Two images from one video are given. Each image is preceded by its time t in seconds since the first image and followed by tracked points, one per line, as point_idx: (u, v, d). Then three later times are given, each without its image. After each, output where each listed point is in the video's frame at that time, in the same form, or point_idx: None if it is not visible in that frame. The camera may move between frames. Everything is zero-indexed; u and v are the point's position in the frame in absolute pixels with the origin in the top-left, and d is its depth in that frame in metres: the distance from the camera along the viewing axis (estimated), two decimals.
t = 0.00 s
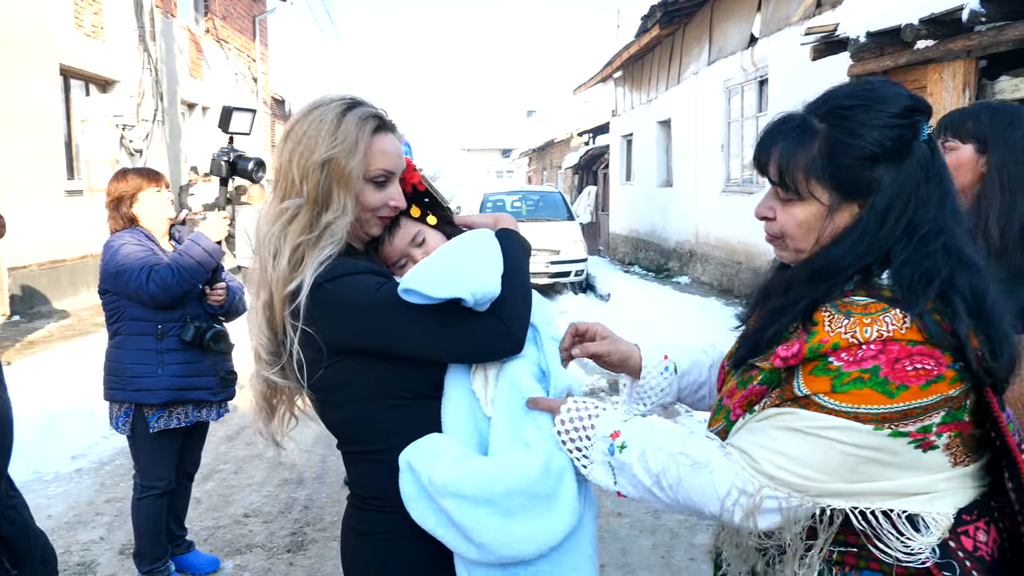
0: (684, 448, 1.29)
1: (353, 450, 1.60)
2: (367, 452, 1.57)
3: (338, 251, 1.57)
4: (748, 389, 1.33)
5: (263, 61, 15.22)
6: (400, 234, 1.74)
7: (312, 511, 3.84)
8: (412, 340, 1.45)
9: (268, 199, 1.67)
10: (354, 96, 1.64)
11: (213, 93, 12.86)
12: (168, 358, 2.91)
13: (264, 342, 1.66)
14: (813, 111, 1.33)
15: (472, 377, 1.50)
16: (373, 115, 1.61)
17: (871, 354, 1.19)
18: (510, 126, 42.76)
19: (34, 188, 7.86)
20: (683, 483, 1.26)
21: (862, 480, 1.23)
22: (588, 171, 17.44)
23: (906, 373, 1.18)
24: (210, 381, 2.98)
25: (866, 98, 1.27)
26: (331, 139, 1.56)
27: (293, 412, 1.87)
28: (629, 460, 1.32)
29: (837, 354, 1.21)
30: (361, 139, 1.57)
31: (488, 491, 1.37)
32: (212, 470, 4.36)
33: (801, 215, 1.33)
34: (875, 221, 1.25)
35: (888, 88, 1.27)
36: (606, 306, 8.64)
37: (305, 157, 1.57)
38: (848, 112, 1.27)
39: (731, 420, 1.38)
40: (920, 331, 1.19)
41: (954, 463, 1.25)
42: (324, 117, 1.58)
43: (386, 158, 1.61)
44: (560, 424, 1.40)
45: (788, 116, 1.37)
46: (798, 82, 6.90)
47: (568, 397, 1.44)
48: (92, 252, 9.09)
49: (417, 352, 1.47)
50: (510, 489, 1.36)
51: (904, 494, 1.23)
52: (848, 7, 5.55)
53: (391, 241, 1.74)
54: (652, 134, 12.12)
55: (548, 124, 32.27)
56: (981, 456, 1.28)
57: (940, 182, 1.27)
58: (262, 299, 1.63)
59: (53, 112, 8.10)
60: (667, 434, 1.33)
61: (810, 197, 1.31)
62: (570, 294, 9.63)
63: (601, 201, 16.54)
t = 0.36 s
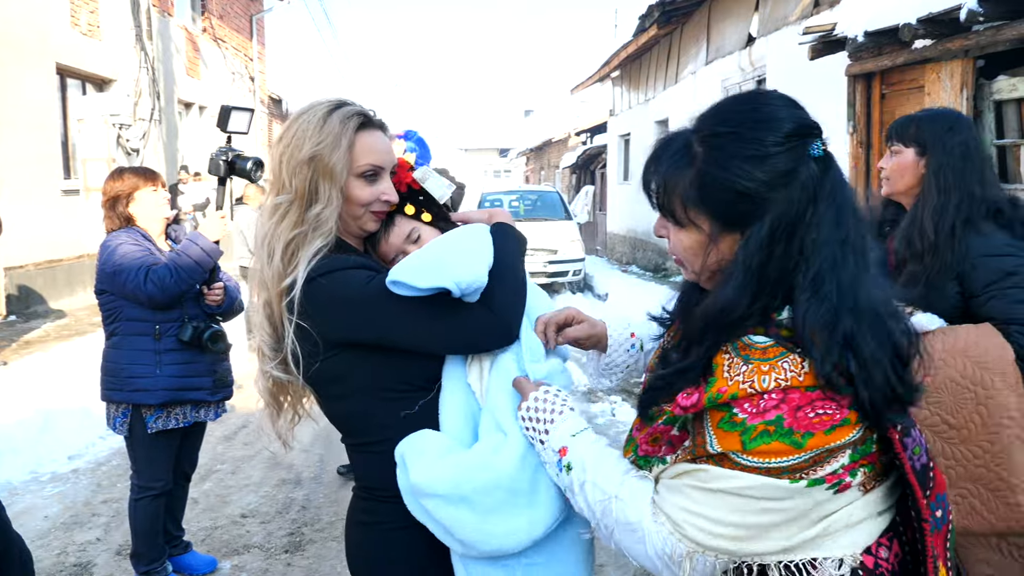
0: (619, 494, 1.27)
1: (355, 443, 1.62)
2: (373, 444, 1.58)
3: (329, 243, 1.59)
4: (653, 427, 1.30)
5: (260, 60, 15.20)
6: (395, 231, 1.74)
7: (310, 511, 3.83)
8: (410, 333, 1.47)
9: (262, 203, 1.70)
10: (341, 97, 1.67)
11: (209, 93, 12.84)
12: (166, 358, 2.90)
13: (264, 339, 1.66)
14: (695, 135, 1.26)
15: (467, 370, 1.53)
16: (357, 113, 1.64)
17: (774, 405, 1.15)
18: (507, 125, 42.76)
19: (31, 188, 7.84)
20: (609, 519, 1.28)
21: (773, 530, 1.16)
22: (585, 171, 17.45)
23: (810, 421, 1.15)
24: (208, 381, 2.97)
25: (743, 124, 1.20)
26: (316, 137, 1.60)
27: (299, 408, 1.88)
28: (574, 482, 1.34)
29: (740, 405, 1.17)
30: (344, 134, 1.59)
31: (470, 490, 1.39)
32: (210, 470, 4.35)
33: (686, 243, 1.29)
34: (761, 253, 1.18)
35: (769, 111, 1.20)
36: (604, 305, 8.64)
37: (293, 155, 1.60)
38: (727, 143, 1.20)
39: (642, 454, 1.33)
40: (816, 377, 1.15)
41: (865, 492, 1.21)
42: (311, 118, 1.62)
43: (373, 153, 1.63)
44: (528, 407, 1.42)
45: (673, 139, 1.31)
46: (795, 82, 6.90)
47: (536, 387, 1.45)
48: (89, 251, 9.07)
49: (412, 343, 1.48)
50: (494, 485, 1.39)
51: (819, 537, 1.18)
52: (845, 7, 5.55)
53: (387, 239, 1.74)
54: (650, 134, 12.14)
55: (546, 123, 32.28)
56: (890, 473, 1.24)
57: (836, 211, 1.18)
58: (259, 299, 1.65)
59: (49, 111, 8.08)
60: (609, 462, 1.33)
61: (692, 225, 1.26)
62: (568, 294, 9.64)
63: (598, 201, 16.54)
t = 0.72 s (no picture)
0: (558, 425, 1.29)
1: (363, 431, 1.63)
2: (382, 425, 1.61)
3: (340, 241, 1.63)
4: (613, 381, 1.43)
5: (258, 61, 15.16)
6: (408, 224, 1.73)
7: (309, 511, 3.82)
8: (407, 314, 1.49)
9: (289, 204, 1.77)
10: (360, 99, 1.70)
11: (208, 93, 12.82)
12: (166, 359, 2.89)
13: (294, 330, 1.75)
14: (654, 135, 1.38)
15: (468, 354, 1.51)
16: (371, 115, 1.67)
17: (720, 357, 1.25)
18: (505, 126, 42.73)
19: (29, 188, 7.83)
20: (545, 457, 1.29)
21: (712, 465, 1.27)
22: (584, 171, 17.42)
23: (751, 375, 1.24)
24: (208, 381, 2.97)
25: (695, 122, 1.32)
26: (329, 140, 1.64)
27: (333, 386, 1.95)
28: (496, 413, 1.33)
29: (690, 356, 1.26)
30: (353, 138, 1.63)
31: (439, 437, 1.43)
32: (209, 470, 4.34)
33: (654, 237, 1.40)
34: (718, 234, 1.31)
35: (717, 110, 1.32)
36: (603, 305, 8.64)
37: (308, 157, 1.66)
38: (680, 138, 1.32)
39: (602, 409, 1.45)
40: (762, 338, 1.25)
41: (803, 455, 1.30)
42: (326, 120, 1.67)
43: (383, 151, 1.65)
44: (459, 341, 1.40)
45: (635, 142, 1.42)
46: (794, 82, 6.90)
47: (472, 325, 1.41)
48: (87, 252, 9.05)
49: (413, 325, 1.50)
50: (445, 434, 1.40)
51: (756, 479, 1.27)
52: (844, 7, 5.54)
53: (401, 232, 1.75)
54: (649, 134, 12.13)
55: (545, 123, 32.24)
56: (832, 446, 1.33)
57: (778, 194, 1.31)
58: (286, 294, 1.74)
59: (48, 111, 8.06)
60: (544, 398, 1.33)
61: (658, 216, 1.38)
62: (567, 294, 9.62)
63: (597, 202, 16.52)
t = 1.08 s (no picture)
0: (538, 448, 1.32)
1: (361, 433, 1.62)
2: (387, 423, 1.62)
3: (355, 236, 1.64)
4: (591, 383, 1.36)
5: (258, 61, 15.17)
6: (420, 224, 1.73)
7: (309, 511, 3.82)
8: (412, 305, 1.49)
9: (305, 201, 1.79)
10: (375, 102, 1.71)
11: (208, 93, 12.83)
12: (167, 359, 2.90)
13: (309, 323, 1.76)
14: (626, 146, 1.38)
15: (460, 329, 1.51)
16: (386, 116, 1.68)
17: (684, 375, 1.24)
18: (505, 125, 42.76)
19: (30, 188, 7.84)
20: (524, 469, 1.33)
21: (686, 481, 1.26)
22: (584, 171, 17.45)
23: (715, 391, 1.22)
24: (209, 381, 2.98)
25: (667, 137, 1.31)
26: (345, 138, 1.65)
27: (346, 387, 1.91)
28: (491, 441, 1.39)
29: (655, 374, 1.25)
30: (368, 137, 1.64)
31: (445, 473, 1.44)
32: (209, 470, 4.35)
33: (626, 242, 1.41)
34: (686, 247, 1.32)
35: (688, 124, 1.32)
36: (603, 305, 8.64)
37: (324, 154, 1.68)
38: (649, 154, 1.32)
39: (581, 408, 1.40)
40: (723, 351, 1.24)
41: (774, 454, 1.26)
42: (342, 119, 1.68)
43: (398, 150, 1.66)
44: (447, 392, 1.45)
45: (609, 149, 1.41)
46: (793, 82, 6.91)
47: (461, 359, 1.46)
48: (88, 252, 9.06)
49: (416, 312, 1.50)
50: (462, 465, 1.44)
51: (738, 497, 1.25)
52: (844, 7, 5.54)
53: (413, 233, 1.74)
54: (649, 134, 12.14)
55: (545, 123, 32.27)
56: (803, 442, 1.29)
57: (749, 210, 1.32)
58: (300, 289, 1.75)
59: (48, 112, 8.07)
60: (527, 423, 1.36)
61: (631, 226, 1.38)
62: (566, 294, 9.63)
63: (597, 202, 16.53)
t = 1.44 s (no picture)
0: (504, 414, 1.38)
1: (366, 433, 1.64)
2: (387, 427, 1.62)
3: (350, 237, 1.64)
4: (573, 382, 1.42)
5: (258, 61, 15.17)
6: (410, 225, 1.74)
7: (311, 511, 3.83)
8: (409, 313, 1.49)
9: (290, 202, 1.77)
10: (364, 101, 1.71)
11: (209, 93, 12.83)
12: (172, 360, 2.91)
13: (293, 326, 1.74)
14: (610, 156, 1.40)
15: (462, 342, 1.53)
16: (378, 115, 1.68)
17: (643, 367, 1.28)
18: (505, 125, 42.77)
19: (30, 188, 7.85)
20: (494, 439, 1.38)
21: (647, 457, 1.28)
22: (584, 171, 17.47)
23: (673, 384, 1.26)
24: (213, 381, 3.00)
25: (650, 148, 1.32)
26: (337, 136, 1.65)
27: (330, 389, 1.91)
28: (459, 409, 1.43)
29: (619, 363, 1.30)
30: (361, 136, 1.64)
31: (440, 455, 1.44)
32: (210, 471, 4.36)
33: (614, 250, 1.43)
34: (667, 252, 1.35)
35: (669, 133, 1.33)
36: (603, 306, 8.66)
37: (316, 153, 1.67)
38: (632, 162, 1.34)
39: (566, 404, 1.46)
40: (683, 349, 1.27)
41: (741, 452, 1.29)
42: (333, 118, 1.67)
43: (391, 151, 1.67)
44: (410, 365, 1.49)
45: (593, 162, 1.43)
46: (793, 84, 6.92)
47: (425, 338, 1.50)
48: (88, 252, 9.06)
49: (410, 314, 1.50)
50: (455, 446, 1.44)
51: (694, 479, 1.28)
52: (844, 8, 5.55)
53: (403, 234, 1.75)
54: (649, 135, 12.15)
55: (545, 123, 32.28)
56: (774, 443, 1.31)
57: (729, 216, 1.32)
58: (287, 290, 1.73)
59: (49, 112, 8.07)
60: (491, 395, 1.41)
61: (618, 234, 1.40)
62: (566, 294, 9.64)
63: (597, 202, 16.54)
